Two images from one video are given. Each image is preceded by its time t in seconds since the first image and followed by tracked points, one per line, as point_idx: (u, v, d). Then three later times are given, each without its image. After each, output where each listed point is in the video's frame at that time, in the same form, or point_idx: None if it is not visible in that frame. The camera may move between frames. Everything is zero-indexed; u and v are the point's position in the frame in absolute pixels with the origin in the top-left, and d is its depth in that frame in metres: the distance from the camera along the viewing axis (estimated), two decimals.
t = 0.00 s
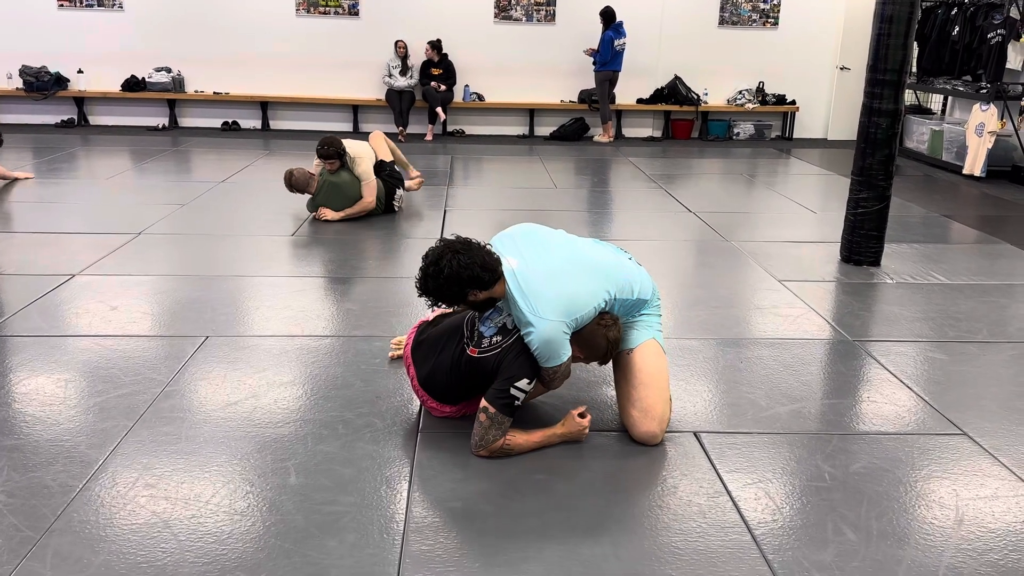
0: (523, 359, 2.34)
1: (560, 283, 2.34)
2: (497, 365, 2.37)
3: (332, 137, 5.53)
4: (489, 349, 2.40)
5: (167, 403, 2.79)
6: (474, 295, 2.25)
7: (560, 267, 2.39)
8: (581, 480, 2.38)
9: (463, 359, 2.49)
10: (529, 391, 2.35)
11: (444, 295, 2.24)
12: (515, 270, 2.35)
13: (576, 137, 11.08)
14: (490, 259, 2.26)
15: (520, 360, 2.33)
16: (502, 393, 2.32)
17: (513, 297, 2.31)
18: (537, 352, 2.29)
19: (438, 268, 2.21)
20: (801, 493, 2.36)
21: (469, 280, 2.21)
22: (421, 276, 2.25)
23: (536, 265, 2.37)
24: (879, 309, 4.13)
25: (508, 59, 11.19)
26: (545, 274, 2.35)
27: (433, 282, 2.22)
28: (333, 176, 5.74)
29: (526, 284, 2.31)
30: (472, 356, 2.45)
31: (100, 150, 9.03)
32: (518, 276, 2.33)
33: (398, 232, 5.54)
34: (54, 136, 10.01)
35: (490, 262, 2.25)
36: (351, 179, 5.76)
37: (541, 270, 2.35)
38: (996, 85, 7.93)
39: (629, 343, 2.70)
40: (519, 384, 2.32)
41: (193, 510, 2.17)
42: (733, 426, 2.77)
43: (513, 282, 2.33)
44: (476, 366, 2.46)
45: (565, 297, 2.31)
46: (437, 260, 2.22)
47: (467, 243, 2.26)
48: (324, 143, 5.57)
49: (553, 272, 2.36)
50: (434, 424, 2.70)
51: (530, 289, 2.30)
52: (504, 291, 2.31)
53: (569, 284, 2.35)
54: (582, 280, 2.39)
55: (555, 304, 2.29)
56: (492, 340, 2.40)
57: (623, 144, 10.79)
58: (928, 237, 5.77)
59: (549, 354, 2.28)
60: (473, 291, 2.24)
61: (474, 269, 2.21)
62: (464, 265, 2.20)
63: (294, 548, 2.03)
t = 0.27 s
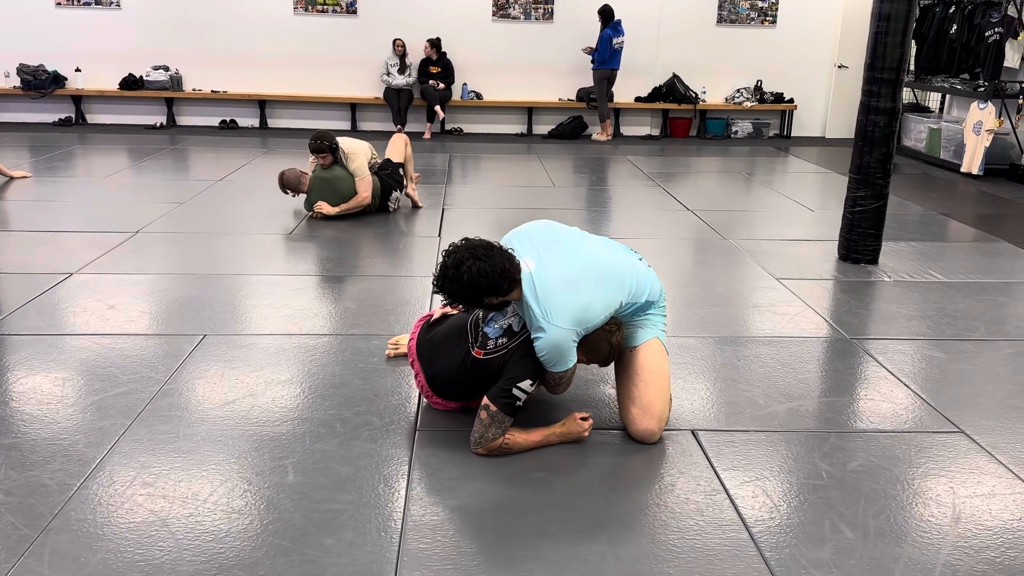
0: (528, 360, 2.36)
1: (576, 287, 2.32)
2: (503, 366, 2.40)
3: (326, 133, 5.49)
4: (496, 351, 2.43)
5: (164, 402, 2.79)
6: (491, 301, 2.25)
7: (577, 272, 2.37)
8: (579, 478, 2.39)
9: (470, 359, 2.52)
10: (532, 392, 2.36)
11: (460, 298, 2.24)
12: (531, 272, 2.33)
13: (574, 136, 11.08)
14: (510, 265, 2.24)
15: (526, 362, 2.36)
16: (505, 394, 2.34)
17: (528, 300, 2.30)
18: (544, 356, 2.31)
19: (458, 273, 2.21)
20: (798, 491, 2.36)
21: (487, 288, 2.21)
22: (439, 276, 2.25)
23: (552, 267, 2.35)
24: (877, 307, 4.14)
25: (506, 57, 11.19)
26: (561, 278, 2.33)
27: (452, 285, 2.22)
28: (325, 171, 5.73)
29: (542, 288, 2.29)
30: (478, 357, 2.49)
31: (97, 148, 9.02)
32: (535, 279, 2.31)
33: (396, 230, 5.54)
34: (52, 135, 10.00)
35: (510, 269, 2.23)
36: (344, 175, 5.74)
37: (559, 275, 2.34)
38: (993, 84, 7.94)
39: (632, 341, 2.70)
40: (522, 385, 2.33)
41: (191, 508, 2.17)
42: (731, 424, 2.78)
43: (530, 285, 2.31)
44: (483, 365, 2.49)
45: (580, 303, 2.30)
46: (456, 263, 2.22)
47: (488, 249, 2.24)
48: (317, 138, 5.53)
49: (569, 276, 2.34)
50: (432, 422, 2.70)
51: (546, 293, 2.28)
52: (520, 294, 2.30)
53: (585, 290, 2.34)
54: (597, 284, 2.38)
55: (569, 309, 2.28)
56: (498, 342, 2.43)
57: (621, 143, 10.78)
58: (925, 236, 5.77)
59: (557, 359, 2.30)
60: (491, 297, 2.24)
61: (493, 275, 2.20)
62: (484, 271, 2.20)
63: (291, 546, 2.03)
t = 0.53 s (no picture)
0: (528, 358, 2.37)
1: (586, 291, 2.31)
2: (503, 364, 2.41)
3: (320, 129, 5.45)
4: (497, 348, 2.43)
5: (163, 401, 2.79)
6: (500, 307, 2.26)
7: (590, 277, 2.35)
8: (578, 476, 2.39)
9: (471, 357, 2.53)
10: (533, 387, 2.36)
11: (472, 304, 2.24)
12: (542, 276, 2.32)
13: (573, 135, 11.08)
14: (521, 274, 2.24)
15: (527, 360, 2.36)
16: (507, 391, 2.34)
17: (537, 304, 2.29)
18: (548, 358, 2.31)
19: (469, 279, 2.20)
20: (798, 489, 2.36)
21: (497, 295, 2.21)
22: (449, 281, 2.25)
23: (563, 270, 2.34)
24: (877, 305, 4.13)
25: (505, 56, 11.18)
26: (572, 281, 2.31)
27: (463, 292, 2.22)
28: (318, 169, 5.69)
29: (552, 292, 2.28)
30: (479, 355, 2.49)
31: (96, 147, 9.01)
32: (545, 283, 2.30)
33: (395, 229, 5.54)
34: (50, 133, 9.98)
35: (521, 278, 2.23)
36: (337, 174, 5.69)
37: (571, 280, 2.32)
38: (992, 82, 7.94)
39: (631, 339, 2.71)
40: (523, 381, 2.33)
41: (190, 507, 2.16)
42: (730, 422, 2.78)
43: (540, 290, 2.29)
44: (483, 363, 2.50)
45: (589, 308, 2.29)
46: (467, 268, 2.21)
47: (501, 256, 2.22)
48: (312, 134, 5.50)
49: (580, 279, 2.33)
50: (431, 420, 2.70)
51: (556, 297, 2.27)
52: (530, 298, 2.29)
53: (596, 297, 2.33)
54: (606, 288, 2.37)
55: (578, 313, 2.27)
56: (497, 340, 2.42)
57: (620, 141, 10.78)
58: (925, 234, 5.77)
59: (562, 362, 2.31)
60: (501, 304, 2.24)
61: (504, 284, 2.20)
62: (494, 279, 2.19)
63: (291, 545, 2.02)
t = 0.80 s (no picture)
0: (519, 352, 2.35)
1: (578, 290, 2.30)
2: (494, 359, 2.39)
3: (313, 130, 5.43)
4: (487, 343, 2.40)
5: (162, 399, 2.79)
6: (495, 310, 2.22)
7: (581, 275, 2.34)
8: (577, 474, 2.39)
9: (461, 352, 2.50)
10: (525, 380, 2.36)
11: (465, 307, 2.20)
12: (534, 276, 2.30)
13: (572, 132, 11.08)
14: (516, 276, 2.20)
15: (517, 354, 2.34)
16: (500, 386, 2.34)
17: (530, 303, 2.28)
18: (542, 354, 2.31)
19: (463, 282, 2.16)
20: (797, 487, 2.36)
21: (493, 299, 2.17)
22: (442, 283, 2.20)
23: (555, 270, 2.32)
24: (876, 303, 4.13)
25: (504, 53, 11.16)
26: (565, 281, 2.30)
27: (457, 296, 2.18)
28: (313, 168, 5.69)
29: (545, 292, 2.26)
30: (469, 350, 2.46)
31: (94, 146, 8.99)
32: (537, 283, 2.28)
33: (394, 227, 5.53)
34: (48, 132, 9.96)
35: (515, 280, 2.19)
36: (333, 173, 5.69)
37: (563, 279, 2.30)
38: (991, 79, 7.94)
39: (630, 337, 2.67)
40: (515, 375, 2.33)
41: (189, 506, 2.16)
42: (729, 420, 2.78)
43: (532, 289, 2.28)
44: (474, 358, 2.47)
45: (581, 307, 2.28)
46: (461, 272, 2.16)
47: (495, 259, 2.19)
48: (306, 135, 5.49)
49: (573, 279, 2.31)
50: (431, 419, 2.70)
51: (548, 297, 2.26)
52: (523, 299, 2.27)
53: (588, 295, 2.32)
54: (599, 287, 2.36)
55: (570, 313, 2.26)
56: (488, 335, 2.39)
57: (619, 139, 10.77)
58: (924, 231, 5.77)
59: (556, 358, 2.31)
60: (496, 306, 2.21)
61: (499, 286, 2.17)
62: (488, 282, 2.15)
63: (290, 543, 2.02)
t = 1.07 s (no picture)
0: (503, 343, 2.34)
1: (557, 272, 2.33)
2: (479, 351, 2.39)
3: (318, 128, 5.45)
4: (471, 336, 2.41)
5: (160, 398, 2.78)
6: (474, 278, 2.25)
7: (562, 258, 2.36)
8: (576, 472, 2.39)
9: (448, 346, 2.51)
10: (512, 374, 2.34)
11: (445, 273, 2.23)
12: (516, 255, 2.33)
13: (571, 131, 11.07)
14: (496, 247, 2.24)
15: (502, 345, 2.34)
16: (488, 382, 2.31)
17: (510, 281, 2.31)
18: (523, 338, 2.30)
19: (443, 248, 2.20)
20: (796, 485, 2.36)
21: (472, 265, 2.20)
22: (424, 250, 2.24)
23: (538, 251, 2.36)
24: (875, 301, 4.13)
25: (503, 52, 11.15)
26: (545, 263, 2.33)
27: (437, 260, 2.21)
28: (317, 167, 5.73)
29: (524, 271, 2.30)
30: (455, 344, 2.47)
31: (93, 144, 8.98)
32: (518, 262, 2.31)
33: (393, 226, 5.53)
34: (47, 130, 9.95)
35: (495, 251, 2.22)
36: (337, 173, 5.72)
37: (543, 260, 2.33)
38: (991, 77, 7.93)
39: (627, 335, 2.65)
40: (500, 368, 2.31)
41: (187, 505, 2.16)
42: (728, 418, 2.78)
43: (513, 269, 2.31)
44: (460, 352, 2.48)
45: (559, 289, 2.30)
46: (442, 239, 2.20)
47: (477, 227, 2.24)
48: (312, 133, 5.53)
49: (554, 261, 2.34)
50: (430, 417, 2.70)
51: (527, 276, 2.29)
52: (503, 276, 2.30)
53: (568, 278, 2.34)
54: (580, 272, 2.38)
55: (548, 292, 2.28)
56: (473, 327, 2.41)
57: (618, 137, 10.77)
58: (923, 229, 5.77)
59: (536, 341, 2.30)
60: (475, 275, 2.24)
61: (480, 254, 2.20)
62: (467, 248, 2.19)
63: (288, 542, 2.02)
